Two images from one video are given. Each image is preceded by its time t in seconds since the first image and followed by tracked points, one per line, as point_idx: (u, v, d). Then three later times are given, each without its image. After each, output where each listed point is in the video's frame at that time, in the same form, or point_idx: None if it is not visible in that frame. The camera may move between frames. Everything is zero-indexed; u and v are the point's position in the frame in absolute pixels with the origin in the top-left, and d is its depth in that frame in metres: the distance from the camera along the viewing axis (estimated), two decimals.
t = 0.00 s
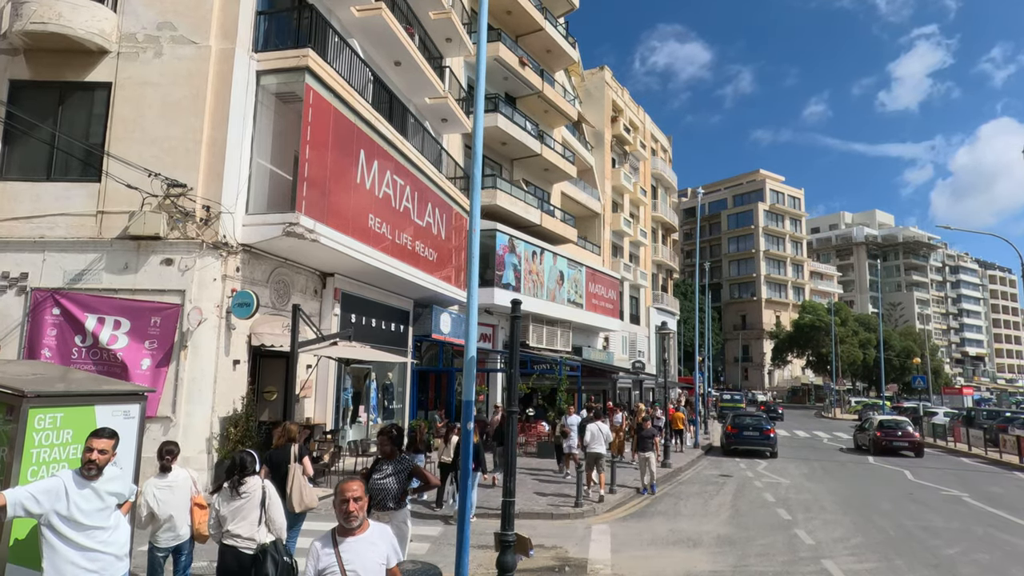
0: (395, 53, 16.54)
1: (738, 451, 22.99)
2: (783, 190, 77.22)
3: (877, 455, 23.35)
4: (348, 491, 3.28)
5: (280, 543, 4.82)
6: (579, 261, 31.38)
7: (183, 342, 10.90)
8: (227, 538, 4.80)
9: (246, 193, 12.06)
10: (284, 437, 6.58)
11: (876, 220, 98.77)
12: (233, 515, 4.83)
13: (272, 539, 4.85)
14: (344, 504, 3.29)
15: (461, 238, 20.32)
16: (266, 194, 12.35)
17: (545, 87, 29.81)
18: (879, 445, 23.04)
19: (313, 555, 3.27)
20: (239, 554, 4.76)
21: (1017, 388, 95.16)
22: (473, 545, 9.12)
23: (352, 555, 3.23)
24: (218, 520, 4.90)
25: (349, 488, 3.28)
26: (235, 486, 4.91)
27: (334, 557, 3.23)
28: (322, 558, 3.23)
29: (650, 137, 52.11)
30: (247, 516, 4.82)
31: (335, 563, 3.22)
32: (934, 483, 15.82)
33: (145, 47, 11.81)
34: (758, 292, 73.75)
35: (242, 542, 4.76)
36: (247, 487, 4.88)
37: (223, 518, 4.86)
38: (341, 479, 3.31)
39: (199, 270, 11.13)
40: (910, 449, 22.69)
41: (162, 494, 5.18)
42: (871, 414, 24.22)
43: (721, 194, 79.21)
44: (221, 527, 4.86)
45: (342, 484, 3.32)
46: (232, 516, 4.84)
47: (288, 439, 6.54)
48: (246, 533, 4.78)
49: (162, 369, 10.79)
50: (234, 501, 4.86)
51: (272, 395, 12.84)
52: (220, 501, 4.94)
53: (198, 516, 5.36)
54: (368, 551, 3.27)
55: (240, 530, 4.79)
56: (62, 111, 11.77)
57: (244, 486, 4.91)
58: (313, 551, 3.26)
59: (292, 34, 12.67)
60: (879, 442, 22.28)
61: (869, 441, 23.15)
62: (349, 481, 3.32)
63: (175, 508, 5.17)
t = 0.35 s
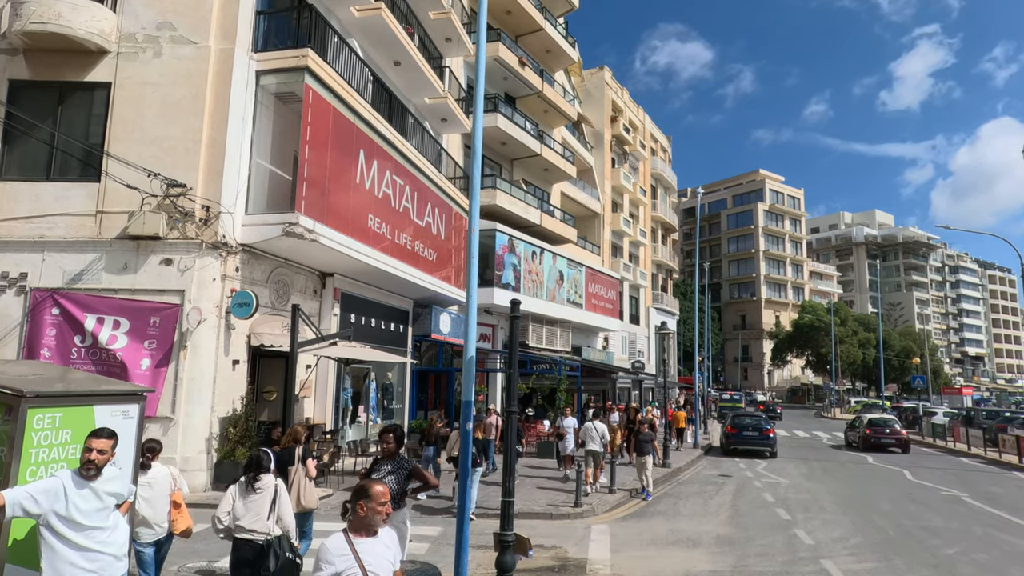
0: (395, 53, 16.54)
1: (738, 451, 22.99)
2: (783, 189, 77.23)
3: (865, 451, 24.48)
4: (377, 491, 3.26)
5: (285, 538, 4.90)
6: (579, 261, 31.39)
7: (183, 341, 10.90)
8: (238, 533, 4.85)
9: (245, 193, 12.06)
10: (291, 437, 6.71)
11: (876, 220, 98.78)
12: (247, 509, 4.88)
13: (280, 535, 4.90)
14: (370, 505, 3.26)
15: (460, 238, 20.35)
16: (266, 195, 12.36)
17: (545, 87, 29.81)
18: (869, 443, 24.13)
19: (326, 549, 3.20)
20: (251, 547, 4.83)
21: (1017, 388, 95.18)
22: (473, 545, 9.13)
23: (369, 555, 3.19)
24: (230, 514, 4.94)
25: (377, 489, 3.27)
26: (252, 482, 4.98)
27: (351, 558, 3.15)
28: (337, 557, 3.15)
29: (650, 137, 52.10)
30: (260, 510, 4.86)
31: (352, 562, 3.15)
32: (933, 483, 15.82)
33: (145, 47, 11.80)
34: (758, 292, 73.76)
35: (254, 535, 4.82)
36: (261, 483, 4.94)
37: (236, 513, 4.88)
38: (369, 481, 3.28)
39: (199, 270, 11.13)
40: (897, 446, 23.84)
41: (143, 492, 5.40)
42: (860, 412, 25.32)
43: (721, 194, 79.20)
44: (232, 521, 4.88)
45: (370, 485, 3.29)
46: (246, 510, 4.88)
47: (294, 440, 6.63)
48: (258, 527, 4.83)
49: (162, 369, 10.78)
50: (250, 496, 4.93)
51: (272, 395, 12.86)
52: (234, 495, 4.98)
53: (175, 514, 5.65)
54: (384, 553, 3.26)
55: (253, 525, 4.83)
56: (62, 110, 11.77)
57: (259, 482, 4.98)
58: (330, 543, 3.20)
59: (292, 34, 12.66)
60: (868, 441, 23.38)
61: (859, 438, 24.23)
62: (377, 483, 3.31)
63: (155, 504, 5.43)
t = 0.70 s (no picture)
0: (395, 53, 16.54)
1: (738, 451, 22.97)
2: (783, 189, 77.25)
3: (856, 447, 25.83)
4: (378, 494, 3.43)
5: (295, 526, 5.34)
6: (578, 261, 31.39)
7: (183, 341, 10.89)
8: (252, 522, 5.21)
9: (245, 193, 12.06)
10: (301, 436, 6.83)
11: (876, 220, 98.76)
12: (261, 500, 5.21)
13: (290, 522, 5.33)
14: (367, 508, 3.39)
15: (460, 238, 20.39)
16: (266, 194, 12.35)
17: (545, 87, 29.82)
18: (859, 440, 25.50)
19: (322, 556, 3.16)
20: (265, 534, 5.20)
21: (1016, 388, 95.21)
22: (473, 545, 9.12)
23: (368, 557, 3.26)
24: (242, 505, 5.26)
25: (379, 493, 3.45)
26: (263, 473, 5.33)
27: (356, 559, 3.18)
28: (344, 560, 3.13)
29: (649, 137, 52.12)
30: (275, 500, 5.22)
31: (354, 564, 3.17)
32: (933, 483, 15.81)
33: (144, 47, 11.80)
34: (758, 292, 73.77)
35: (269, 524, 5.17)
36: (273, 474, 5.30)
37: (248, 501, 5.22)
38: (370, 485, 3.43)
39: (198, 270, 11.13)
40: (885, 442, 25.26)
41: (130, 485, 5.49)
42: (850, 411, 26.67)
43: (721, 194, 79.20)
44: (246, 509, 5.20)
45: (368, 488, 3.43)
46: (260, 500, 5.21)
47: (303, 439, 6.76)
48: (272, 516, 5.18)
49: (161, 369, 10.79)
50: (261, 487, 5.27)
51: (271, 395, 12.88)
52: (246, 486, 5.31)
53: (159, 509, 5.70)
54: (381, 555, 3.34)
55: (266, 514, 5.18)
56: (61, 110, 11.76)
57: (270, 474, 5.33)
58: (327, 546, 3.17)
59: (291, 33, 12.65)
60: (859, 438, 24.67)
61: (850, 435, 25.52)
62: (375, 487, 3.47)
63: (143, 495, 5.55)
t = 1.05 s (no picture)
0: (395, 53, 16.55)
1: (738, 451, 22.96)
2: (783, 189, 77.29)
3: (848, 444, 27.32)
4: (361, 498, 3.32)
5: (305, 517, 5.38)
6: (578, 261, 31.39)
7: (183, 341, 10.90)
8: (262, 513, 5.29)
9: (245, 193, 12.06)
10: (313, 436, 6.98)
11: (876, 220, 98.73)
12: (270, 493, 5.32)
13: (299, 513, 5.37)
14: (353, 513, 3.30)
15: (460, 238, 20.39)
16: (266, 194, 12.35)
17: (545, 87, 29.83)
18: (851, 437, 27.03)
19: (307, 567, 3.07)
20: (274, 526, 5.28)
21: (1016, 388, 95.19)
22: (473, 545, 9.13)
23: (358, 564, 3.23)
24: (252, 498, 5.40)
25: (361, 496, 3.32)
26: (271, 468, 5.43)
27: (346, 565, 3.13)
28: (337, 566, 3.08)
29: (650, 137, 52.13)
30: (282, 493, 5.31)
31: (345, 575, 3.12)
32: (933, 482, 15.81)
33: (144, 47, 11.80)
34: (758, 292, 73.77)
35: (276, 516, 5.26)
36: (281, 469, 5.40)
37: (257, 495, 5.33)
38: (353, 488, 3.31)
39: (199, 270, 11.13)
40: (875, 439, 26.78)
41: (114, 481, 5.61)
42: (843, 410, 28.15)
43: (721, 194, 79.23)
44: (255, 501, 5.31)
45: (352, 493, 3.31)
46: (268, 494, 5.32)
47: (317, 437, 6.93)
48: (281, 508, 5.28)
49: (162, 369, 10.79)
50: (270, 481, 5.37)
51: (271, 395, 12.89)
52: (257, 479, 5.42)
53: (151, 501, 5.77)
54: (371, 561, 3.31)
55: (275, 505, 5.28)
56: (61, 110, 11.76)
57: (278, 469, 5.43)
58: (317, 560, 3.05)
59: (291, 33, 12.65)
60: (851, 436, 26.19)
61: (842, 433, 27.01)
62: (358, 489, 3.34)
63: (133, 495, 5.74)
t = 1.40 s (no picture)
0: (395, 52, 16.55)
1: (738, 451, 22.95)
2: (783, 189, 77.29)
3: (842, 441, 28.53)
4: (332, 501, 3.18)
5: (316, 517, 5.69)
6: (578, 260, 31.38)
7: (183, 341, 10.90)
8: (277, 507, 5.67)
9: (245, 192, 12.07)
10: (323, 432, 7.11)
11: (876, 220, 98.72)
12: (285, 491, 5.65)
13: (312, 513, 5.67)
14: (326, 516, 3.19)
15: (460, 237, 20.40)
16: (266, 193, 12.35)
17: (545, 87, 29.83)
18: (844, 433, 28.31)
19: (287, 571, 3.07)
20: (289, 522, 5.67)
21: (1016, 387, 95.18)
22: (472, 544, 9.11)
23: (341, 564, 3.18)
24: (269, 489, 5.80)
25: (332, 498, 3.18)
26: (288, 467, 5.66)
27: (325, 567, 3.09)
28: (313, 568, 3.05)
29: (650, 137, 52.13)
30: (295, 495, 5.60)
31: None
32: (933, 482, 15.79)
33: (144, 46, 11.80)
34: (758, 292, 73.77)
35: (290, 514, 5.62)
36: (295, 470, 5.64)
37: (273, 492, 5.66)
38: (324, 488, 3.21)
39: (198, 269, 11.13)
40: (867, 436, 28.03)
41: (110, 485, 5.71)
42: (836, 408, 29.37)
43: (721, 194, 79.27)
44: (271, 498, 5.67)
45: (322, 496, 3.18)
46: (283, 491, 5.67)
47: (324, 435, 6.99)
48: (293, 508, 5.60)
49: (162, 368, 10.79)
50: (286, 480, 5.66)
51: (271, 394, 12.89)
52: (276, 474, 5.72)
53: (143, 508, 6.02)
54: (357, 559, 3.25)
55: (289, 505, 5.62)
56: (62, 109, 11.76)
57: (293, 468, 5.68)
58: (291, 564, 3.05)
59: (291, 33, 12.65)
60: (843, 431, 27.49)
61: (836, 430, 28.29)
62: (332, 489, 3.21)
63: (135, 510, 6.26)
